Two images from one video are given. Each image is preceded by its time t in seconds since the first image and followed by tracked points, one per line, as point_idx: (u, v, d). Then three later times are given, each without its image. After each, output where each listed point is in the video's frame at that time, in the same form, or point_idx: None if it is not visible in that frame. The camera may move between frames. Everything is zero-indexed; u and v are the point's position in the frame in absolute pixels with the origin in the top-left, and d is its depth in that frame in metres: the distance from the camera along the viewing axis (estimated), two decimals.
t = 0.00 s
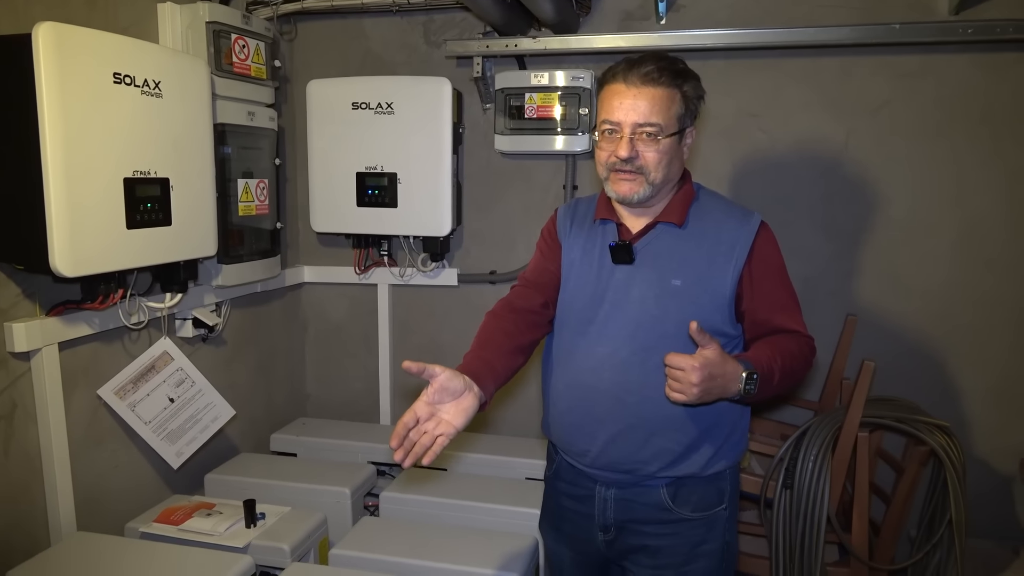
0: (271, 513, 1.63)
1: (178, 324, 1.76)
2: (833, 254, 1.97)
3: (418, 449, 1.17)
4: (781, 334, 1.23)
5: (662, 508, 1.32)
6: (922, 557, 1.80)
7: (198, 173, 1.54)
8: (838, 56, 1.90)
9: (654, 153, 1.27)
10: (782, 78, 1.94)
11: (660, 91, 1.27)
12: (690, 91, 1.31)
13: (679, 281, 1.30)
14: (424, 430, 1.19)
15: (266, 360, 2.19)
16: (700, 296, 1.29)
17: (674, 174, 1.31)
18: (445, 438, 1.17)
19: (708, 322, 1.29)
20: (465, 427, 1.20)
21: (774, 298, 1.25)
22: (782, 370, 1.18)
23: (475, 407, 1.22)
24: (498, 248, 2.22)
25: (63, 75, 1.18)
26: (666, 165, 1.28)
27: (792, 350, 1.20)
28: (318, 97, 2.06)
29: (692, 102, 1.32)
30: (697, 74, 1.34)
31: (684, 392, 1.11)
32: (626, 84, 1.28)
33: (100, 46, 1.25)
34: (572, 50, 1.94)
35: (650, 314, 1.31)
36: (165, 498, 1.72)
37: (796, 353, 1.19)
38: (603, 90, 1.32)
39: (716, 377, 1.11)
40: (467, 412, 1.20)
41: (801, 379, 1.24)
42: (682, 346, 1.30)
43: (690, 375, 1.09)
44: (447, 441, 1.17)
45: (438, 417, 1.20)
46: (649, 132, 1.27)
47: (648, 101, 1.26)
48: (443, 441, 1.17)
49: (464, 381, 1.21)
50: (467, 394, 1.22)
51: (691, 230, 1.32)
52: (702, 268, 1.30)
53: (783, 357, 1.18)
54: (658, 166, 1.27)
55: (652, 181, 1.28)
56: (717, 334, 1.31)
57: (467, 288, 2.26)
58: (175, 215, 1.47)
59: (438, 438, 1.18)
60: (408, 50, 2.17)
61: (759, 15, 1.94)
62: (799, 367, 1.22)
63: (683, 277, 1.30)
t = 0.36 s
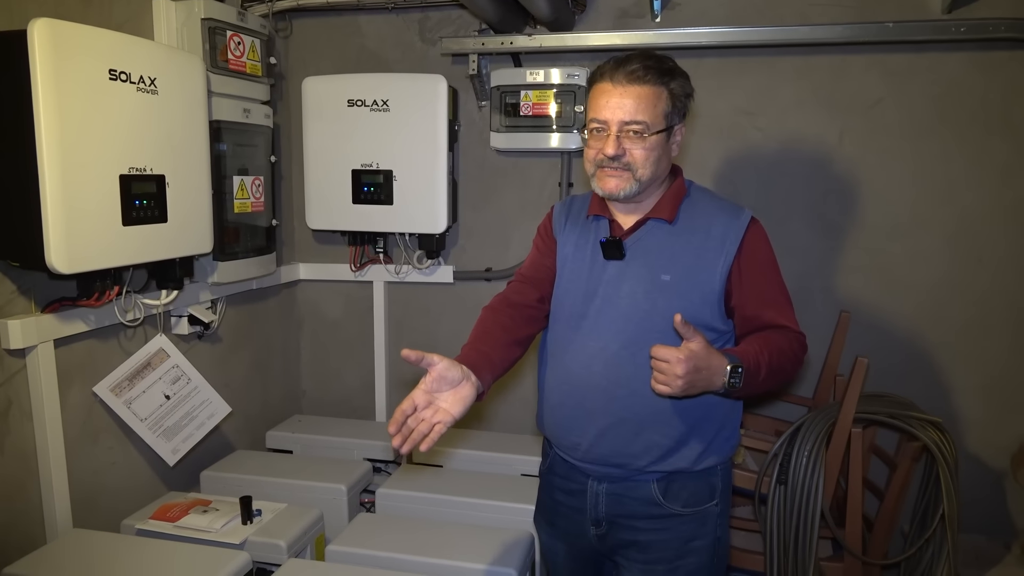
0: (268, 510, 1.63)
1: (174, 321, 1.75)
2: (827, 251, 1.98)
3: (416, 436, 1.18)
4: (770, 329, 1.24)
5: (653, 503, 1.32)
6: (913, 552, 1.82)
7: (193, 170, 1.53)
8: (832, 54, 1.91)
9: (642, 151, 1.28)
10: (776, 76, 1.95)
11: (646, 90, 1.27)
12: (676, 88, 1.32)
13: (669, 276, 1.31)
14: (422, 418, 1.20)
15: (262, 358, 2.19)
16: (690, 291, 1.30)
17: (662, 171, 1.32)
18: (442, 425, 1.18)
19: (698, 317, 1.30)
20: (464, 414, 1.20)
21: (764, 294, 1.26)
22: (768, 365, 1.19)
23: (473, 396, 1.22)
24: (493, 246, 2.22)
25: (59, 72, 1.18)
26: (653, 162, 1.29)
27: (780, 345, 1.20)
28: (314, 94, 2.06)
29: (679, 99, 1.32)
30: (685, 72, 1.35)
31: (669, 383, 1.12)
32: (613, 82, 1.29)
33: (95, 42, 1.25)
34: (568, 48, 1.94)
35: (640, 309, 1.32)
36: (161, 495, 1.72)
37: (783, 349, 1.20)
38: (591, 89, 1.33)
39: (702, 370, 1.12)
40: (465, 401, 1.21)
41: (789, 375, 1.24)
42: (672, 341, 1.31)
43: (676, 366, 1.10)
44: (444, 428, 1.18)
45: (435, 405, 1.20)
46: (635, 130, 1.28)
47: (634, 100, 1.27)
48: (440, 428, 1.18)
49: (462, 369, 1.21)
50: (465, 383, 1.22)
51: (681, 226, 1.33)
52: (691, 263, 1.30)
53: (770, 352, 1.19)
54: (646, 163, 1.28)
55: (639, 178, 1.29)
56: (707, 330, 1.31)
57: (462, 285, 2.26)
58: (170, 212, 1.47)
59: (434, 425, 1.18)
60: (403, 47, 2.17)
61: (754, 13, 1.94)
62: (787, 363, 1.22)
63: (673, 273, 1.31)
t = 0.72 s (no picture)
0: (269, 507, 1.63)
1: (176, 318, 1.75)
2: (828, 251, 1.98)
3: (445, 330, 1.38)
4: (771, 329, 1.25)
5: (654, 502, 1.33)
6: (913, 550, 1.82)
7: (196, 166, 1.54)
8: (833, 54, 1.91)
9: (646, 146, 1.28)
10: (777, 75, 1.95)
11: (653, 85, 1.28)
12: (682, 86, 1.33)
13: (668, 276, 1.31)
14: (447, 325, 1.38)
15: (262, 355, 2.19)
16: (689, 291, 1.30)
17: (666, 168, 1.32)
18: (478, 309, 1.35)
19: (697, 317, 1.30)
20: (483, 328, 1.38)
21: (765, 294, 1.27)
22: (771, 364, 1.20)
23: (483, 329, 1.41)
24: (494, 244, 2.23)
25: (63, 69, 1.18)
26: (657, 158, 1.29)
27: (782, 345, 1.21)
28: (315, 92, 2.06)
29: (684, 97, 1.33)
30: (689, 71, 1.36)
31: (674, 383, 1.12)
32: (619, 77, 1.30)
33: (100, 39, 1.25)
34: (570, 47, 1.95)
35: (640, 309, 1.32)
36: (162, 491, 1.72)
37: (785, 349, 1.21)
38: (596, 84, 1.34)
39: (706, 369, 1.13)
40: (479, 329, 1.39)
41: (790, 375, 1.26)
42: (672, 341, 1.31)
43: (681, 367, 1.11)
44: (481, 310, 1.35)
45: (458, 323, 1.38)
46: (641, 125, 1.28)
47: (640, 95, 1.28)
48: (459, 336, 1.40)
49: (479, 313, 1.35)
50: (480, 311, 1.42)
51: (681, 227, 1.33)
52: (691, 264, 1.30)
53: (773, 352, 1.20)
54: (650, 159, 1.28)
55: (643, 175, 1.29)
56: (706, 329, 1.31)
57: (463, 283, 2.26)
58: (173, 209, 1.47)
59: (471, 312, 1.34)
60: (405, 45, 2.17)
61: (755, 13, 1.95)
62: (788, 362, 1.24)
63: (672, 273, 1.31)
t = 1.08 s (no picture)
0: (275, 505, 1.63)
1: (181, 316, 1.76)
2: (833, 250, 1.98)
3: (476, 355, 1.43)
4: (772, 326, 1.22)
5: (652, 499, 1.30)
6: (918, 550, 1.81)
7: (204, 165, 1.54)
8: (838, 53, 1.91)
9: (635, 145, 1.27)
10: (783, 75, 1.95)
11: (641, 85, 1.27)
12: (675, 84, 1.31)
13: (663, 272, 1.28)
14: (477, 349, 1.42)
15: (267, 353, 2.19)
16: (684, 287, 1.27)
17: (658, 167, 1.31)
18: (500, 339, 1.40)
19: (694, 313, 1.27)
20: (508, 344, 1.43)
21: (764, 290, 1.23)
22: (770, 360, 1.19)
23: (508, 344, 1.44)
24: (499, 243, 2.23)
25: (72, 67, 1.18)
26: (646, 157, 1.28)
27: (780, 343, 1.19)
28: (320, 90, 2.06)
29: (677, 95, 1.31)
30: (685, 70, 1.34)
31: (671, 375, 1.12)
32: (610, 78, 1.30)
33: (108, 37, 1.25)
34: (575, 46, 1.95)
35: (635, 304, 1.29)
36: (168, 489, 1.73)
37: (784, 347, 1.19)
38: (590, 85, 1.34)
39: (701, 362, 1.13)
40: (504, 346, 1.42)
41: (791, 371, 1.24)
42: (669, 337, 1.27)
43: (676, 363, 1.10)
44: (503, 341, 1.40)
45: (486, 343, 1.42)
46: (629, 124, 1.27)
47: (628, 94, 1.27)
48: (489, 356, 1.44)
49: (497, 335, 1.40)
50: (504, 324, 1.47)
51: (677, 223, 1.30)
52: (687, 259, 1.27)
53: (771, 350, 1.18)
54: (638, 158, 1.28)
55: (632, 173, 1.29)
56: (702, 325, 1.28)
57: (468, 282, 2.26)
58: (180, 207, 1.48)
59: (494, 342, 1.39)
60: (410, 44, 2.17)
61: (760, 12, 1.94)
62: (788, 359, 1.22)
63: (668, 268, 1.28)
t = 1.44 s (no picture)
0: (280, 505, 1.63)
1: (187, 315, 1.76)
2: (840, 250, 1.97)
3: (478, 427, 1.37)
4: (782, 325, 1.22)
5: (653, 500, 1.29)
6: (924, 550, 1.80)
7: (210, 164, 1.54)
8: (846, 52, 1.90)
9: (644, 143, 1.26)
10: (790, 74, 1.94)
11: (650, 82, 1.26)
12: (682, 83, 1.30)
13: (667, 271, 1.27)
14: (478, 413, 1.38)
15: (272, 352, 2.19)
16: (687, 287, 1.25)
17: (666, 165, 1.30)
18: (496, 417, 1.36)
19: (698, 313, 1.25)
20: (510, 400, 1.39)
21: (772, 285, 1.22)
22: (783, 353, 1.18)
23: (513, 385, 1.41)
24: (504, 243, 2.22)
25: (79, 66, 1.18)
26: (656, 155, 1.27)
27: (797, 333, 1.18)
28: (326, 89, 2.06)
29: (685, 94, 1.31)
30: (692, 69, 1.33)
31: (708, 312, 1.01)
32: (619, 76, 1.29)
33: (115, 37, 1.25)
34: (581, 45, 1.94)
35: (638, 304, 1.27)
36: (174, 488, 1.72)
37: (802, 335, 1.17)
38: (597, 83, 1.33)
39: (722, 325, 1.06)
40: (508, 391, 1.39)
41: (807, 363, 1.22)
42: (673, 338, 1.26)
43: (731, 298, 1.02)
44: (499, 417, 1.36)
45: (484, 401, 1.38)
46: (639, 122, 1.26)
47: (638, 92, 1.26)
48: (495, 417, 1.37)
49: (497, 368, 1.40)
50: (503, 374, 1.40)
51: (682, 222, 1.29)
52: (691, 259, 1.26)
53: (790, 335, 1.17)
54: (648, 155, 1.27)
55: (642, 171, 1.27)
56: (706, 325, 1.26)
57: (473, 281, 2.26)
58: (186, 206, 1.47)
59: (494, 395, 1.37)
60: (416, 43, 2.16)
61: (768, 11, 1.93)
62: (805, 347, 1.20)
63: (672, 267, 1.27)
